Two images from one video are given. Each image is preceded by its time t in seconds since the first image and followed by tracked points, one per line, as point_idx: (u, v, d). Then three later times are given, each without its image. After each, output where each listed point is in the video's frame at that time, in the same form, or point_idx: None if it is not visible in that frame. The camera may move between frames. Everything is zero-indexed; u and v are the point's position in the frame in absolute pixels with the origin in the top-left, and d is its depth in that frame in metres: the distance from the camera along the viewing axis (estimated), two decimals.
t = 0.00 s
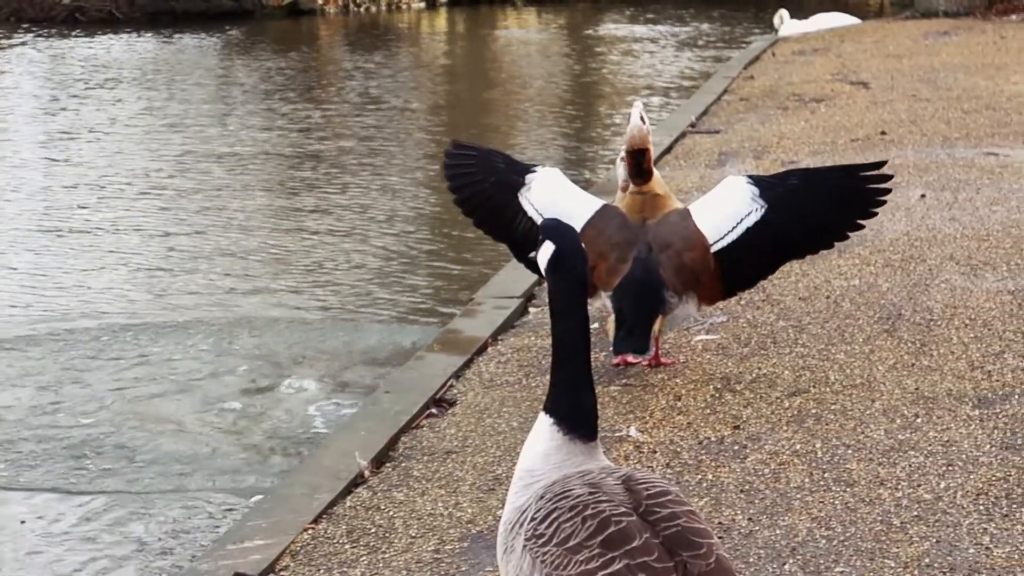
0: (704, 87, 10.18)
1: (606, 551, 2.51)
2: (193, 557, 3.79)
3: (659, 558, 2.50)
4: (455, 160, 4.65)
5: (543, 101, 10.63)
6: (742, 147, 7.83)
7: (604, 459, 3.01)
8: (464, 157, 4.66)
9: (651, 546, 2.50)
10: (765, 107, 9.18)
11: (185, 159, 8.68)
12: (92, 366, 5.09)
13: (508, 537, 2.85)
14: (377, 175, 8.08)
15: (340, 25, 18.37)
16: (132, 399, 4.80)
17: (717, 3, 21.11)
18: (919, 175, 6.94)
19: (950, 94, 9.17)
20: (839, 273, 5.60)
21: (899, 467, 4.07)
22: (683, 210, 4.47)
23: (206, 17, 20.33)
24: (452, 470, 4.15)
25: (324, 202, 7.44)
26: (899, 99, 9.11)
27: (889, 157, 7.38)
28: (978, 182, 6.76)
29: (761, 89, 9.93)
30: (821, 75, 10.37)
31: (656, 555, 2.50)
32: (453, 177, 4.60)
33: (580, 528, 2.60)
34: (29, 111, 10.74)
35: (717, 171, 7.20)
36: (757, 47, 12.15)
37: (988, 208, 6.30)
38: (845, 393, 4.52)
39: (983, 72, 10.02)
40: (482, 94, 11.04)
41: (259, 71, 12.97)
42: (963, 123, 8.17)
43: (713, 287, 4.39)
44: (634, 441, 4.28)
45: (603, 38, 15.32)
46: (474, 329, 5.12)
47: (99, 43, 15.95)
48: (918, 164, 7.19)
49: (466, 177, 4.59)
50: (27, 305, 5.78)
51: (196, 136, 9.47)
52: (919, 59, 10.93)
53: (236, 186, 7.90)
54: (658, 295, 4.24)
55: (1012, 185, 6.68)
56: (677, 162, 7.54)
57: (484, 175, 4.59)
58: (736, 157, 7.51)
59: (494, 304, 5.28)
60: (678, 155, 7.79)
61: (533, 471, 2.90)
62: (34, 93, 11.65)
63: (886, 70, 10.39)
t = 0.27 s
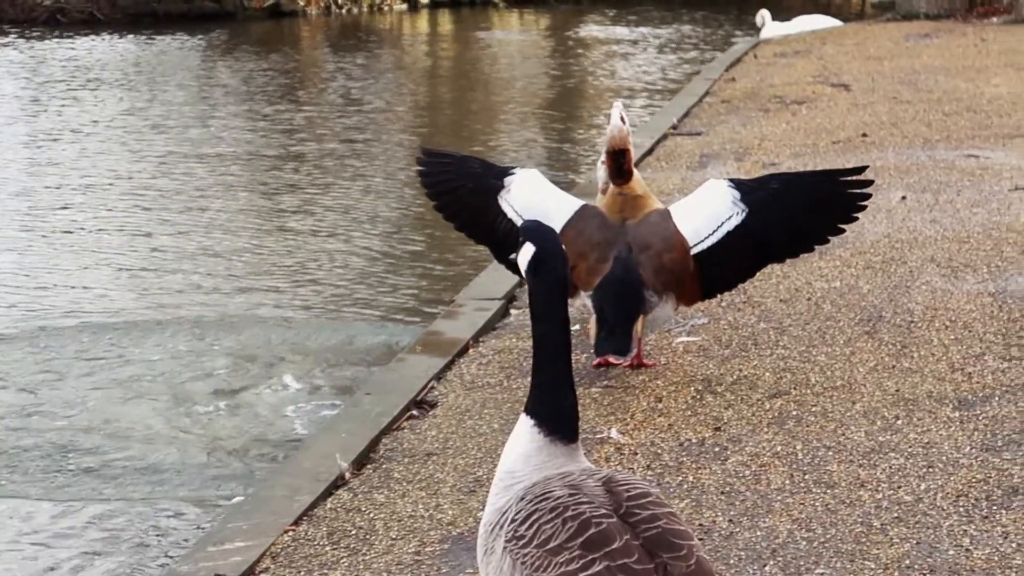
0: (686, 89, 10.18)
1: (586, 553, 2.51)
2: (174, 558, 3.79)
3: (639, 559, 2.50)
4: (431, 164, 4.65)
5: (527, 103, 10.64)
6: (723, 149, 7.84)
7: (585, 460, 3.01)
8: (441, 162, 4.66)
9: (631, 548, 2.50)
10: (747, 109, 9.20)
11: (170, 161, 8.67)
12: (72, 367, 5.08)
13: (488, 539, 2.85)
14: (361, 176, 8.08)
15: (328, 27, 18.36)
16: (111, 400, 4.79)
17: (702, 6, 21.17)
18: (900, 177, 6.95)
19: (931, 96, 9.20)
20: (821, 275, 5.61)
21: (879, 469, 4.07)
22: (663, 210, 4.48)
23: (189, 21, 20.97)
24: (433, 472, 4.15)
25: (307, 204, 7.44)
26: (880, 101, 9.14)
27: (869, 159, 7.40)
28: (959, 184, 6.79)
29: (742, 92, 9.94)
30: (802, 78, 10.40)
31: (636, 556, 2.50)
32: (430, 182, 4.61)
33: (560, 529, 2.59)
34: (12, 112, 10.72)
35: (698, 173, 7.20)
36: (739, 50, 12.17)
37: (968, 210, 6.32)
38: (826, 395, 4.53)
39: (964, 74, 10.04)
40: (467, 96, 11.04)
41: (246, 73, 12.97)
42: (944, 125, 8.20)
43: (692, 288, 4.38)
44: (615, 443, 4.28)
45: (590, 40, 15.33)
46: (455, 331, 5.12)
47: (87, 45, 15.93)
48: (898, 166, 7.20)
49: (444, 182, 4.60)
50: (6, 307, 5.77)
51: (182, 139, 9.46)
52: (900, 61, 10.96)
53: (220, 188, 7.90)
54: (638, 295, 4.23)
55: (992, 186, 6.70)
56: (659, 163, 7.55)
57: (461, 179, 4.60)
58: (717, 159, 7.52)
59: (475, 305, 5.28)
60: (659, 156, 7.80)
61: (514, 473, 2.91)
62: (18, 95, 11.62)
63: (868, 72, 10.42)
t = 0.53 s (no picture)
0: (668, 90, 10.20)
1: (566, 554, 2.51)
2: (154, 560, 3.78)
3: (619, 560, 2.49)
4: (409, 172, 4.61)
5: (510, 104, 10.65)
6: (705, 150, 7.86)
7: (567, 461, 3.02)
8: (418, 168, 4.62)
9: (611, 549, 2.49)
10: (729, 111, 9.21)
11: (157, 162, 8.67)
12: (52, 369, 5.07)
13: (469, 541, 2.85)
14: (346, 177, 8.08)
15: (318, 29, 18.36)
16: (91, 402, 4.79)
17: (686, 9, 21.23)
18: (881, 179, 6.99)
19: (912, 98, 9.24)
20: (802, 276, 5.63)
21: (859, 470, 4.08)
22: (643, 211, 4.49)
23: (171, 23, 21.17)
24: (414, 473, 4.15)
25: (292, 204, 7.45)
26: (861, 103, 9.18)
27: (850, 161, 7.42)
28: (940, 185, 6.82)
29: (723, 93, 9.95)
30: (783, 79, 10.42)
31: (616, 558, 2.49)
32: (408, 190, 4.57)
33: (540, 531, 2.59)
34: None
35: (680, 174, 7.22)
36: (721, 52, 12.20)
37: (949, 211, 6.34)
38: (807, 396, 4.54)
39: (945, 76, 10.09)
40: (452, 97, 11.06)
41: (234, 75, 12.97)
42: (925, 127, 8.23)
43: (672, 288, 4.42)
44: (596, 444, 4.29)
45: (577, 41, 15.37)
46: (436, 332, 5.13)
47: (77, 46, 15.91)
48: (880, 168, 7.22)
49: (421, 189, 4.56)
50: None
51: (169, 139, 9.46)
52: (881, 63, 11.00)
53: (205, 190, 7.90)
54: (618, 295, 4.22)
55: (972, 188, 6.73)
56: (640, 164, 7.56)
57: (439, 187, 4.57)
58: (698, 161, 7.54)
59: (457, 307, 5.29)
60: (641, 158, 7.81)
61: (495, 474, 2.91)
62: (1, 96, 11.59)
63: (849, 74, 10.46)
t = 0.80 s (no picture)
0: (650, 92, 10.21)
1: (546, 556, 2.50)
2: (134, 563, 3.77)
3: (599, 563, 2.49)
4: (386, 178, 4.65)
5: (493, 105, 10.66)
6: (685, 152, 7.89)
7: (547, 463, 3.03)
8: (396, 174, 4.66)
9: (591, 551, 2.49)
10: (710, 113, 9.23)
11: (140, 164, 8.65)
12: (31, 371, 5.06)
13: (450, 542, 2.85)
14: (330, 179, 8.08)
15: (307, 30, 18.34)
16: (71, 405, 4.78)
17: (670, 11, 21.29)
18: (862, 181, 7.04)
19: (892, 101, 9.28)
20: (784, 278, 5.65)
21: (839, 472, 4.08)
22: (621, 212, 4.48)
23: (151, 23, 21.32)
24: (394, 475, 4.15)
25: (275, 206, 7.45)
26: (841, 105, 9.21)
27: (831, 163, 7.47)
28: (920, 187, 6.85)
29: (704, 95, 9.96)
30: (764, 81, 10.44)
31: (596, 560, 2.49)
32: (386, 195, 4.62)
33: (520, 533, 2.59)
34: None
35: (661, 176, 7.24)
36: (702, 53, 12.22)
37: (929, 213, 6.39)
38: (787, 398, 4.56)
39: (925, 78, 10.13)
40: (437, 99, 11.07)
41: (222, 76, 12.97)
42: (905, 129, 8.29)
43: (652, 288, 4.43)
44: (576, 446, 4.29)
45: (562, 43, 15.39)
46: (416, 334, 5.14)
47: (63, 47, 15.84)
48: (860, 170, 7.28)
49: (399, 194, 4.61)
50: None
51: (155, 141, 9.44)
52: (862, 65, 11.04)
53: (189, 191, 7.89)
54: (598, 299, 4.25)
55: (951, 190, 6.77)
56: (621, 166, 7.57)
57: (417, 191, 4.61)
58: (680, 163, 7.56)
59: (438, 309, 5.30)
60: (622, 160, 7.82)
61: (475, 476, 2.91)
62: None
63: (830, 76, 10.50)
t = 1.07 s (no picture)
0: (631, 94, 10.22)
1: (527, 558, 2.50)
2: (113, 565, 3.75)
3: (579, 564, 2.49)
4: (364, 183, 4.66)
5: (477, 107, 10.68)
6: (667, 154, 7.91)
7: (528, 465, 3.03)
8: (374, 181, 4.68)
9: (571, 553, 2.48)
10: (691, 115, 9.24)
11: (123, 167, 8.63)
12: (10, 375, 5.04)
13: (430, 545, 2.85)
14: (312, 182, 8.08)
15: (296, 32, 18.34)
16: (50, 409, 4.76)
17: (655, 13, 21.34)
18: (843, 183, 7.10)
19: (873, 104, 9.33)
20: (765, 280, 5.68)
21: (819, 474, 4.09)
22: (601, 215, 4.55)
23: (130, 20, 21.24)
24: (375, 477, 4.16)
25: (259, 208, 7.45)
26: (821, 107, 9.25)
27: (812, 166, 7.52)
28: (900, 190, 6.89)
29: (685, 98, 9.98)
30: (745, 84, 10.46)
31: (577, 561, 2.49)
32: (364, 201, 4.63)
33: (500, 534, 2.59)
34: None
35: (642, 178, 7.27)
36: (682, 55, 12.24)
37: (909, 215, 6.44)
38: (767, 400, 4.57)
39: (905, 81, 10.18)
40: (422, 101, 11.08)
41: (209, 78, 12.96)
42: (886, 132, 8.34)
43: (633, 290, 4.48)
44: (557, 448, 4.29)
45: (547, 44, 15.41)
46: (397, 336, 5.16)
47: (44, 49, 15.75)
48: (840, 172, 7.36)
49: (377, 201, 4.63)
50: None
51: (141, 143, 9.43)
52: (842, 67, 11.08)
53: (173, 194, 7.89)
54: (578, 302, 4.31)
55: (931, 193, 6.82)
56: (603, 169, 7.60)
57: (395, 197, 4.63)
58: (661, 165, 7.59)
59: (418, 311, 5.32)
60: (603, 162, 7.84)
61: (456, 478, 2.91)
62: None
63: (810, 79, 10.52)
